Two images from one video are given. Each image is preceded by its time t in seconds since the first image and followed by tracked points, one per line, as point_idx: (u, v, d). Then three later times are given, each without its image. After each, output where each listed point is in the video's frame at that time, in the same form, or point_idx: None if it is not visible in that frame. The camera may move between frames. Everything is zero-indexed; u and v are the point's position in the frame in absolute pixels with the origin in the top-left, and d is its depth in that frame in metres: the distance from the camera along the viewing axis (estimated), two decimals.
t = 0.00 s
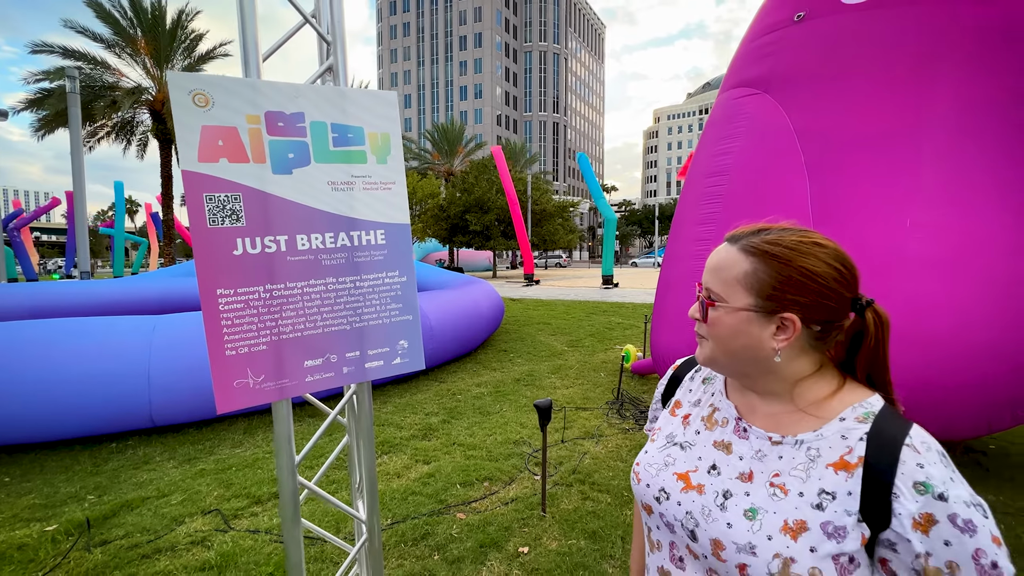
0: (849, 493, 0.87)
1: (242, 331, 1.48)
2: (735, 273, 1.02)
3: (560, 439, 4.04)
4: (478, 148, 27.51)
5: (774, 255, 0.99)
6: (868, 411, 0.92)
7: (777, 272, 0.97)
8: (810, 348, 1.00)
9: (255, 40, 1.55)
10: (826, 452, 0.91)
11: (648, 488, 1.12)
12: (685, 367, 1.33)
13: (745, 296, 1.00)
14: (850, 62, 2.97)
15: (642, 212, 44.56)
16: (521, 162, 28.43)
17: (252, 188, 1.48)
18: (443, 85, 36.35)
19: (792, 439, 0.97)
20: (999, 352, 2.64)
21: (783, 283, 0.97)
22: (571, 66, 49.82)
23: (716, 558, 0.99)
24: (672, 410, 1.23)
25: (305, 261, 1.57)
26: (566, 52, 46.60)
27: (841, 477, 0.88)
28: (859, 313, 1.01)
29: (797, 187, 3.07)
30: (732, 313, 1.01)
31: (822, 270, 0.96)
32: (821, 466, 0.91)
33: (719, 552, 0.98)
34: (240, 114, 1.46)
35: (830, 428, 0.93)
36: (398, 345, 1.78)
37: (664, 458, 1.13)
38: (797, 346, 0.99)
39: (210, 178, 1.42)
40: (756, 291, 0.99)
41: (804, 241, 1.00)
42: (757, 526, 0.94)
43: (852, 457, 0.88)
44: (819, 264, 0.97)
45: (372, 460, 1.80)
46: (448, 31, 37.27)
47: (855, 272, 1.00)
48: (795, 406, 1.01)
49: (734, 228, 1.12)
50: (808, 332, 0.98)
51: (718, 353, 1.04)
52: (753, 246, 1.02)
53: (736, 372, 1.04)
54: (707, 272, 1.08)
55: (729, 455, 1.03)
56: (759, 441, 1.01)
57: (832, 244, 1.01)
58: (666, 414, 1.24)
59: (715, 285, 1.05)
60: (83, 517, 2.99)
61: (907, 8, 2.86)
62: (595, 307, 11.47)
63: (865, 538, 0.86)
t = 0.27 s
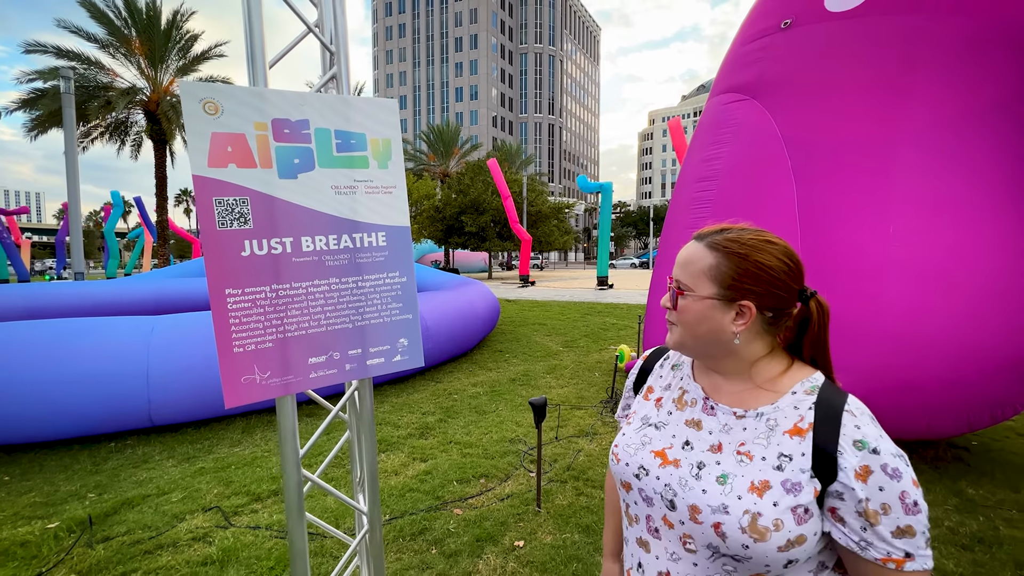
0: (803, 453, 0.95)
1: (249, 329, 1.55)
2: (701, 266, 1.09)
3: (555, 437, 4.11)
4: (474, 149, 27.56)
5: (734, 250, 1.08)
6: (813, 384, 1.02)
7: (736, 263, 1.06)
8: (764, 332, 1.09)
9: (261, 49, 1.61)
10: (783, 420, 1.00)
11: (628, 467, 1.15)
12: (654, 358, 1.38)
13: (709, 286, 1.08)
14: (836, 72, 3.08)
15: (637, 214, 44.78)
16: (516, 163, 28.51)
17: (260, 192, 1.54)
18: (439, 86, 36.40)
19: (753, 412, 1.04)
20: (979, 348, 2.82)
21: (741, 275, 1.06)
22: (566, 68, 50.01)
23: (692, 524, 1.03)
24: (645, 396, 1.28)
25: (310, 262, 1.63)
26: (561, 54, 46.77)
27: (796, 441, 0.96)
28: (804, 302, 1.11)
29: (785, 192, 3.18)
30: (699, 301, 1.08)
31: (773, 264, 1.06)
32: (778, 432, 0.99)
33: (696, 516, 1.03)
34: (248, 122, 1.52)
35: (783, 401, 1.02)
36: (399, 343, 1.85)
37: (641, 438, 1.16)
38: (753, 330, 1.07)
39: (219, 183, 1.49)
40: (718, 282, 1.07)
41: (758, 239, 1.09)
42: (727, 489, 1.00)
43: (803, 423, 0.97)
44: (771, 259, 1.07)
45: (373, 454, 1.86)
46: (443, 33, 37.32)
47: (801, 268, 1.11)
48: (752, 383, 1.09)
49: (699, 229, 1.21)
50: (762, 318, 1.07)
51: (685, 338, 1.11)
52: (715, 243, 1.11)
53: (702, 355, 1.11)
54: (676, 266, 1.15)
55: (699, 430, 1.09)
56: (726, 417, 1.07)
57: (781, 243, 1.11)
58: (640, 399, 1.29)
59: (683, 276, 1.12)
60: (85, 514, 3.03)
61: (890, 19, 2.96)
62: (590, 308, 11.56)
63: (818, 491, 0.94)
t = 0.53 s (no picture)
0: (751, 435, 1.00)
1: (250, 330, 1.59)
2: (675, 265, 1.14)
3: (551, 438, 4.16)
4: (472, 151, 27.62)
5: (705, 252, 1.13)
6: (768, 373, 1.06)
7: (707, 262, 1.12)
8: (729, 326, 1.14)
9: (263, 57, 1.65)
10: (737, 405, 1.04)
11: (603, 447, 1.21)
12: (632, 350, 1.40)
13: (682, 284, 1.13)
14: (826, 79, 3.15)
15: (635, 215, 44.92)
16: (514, 165, 28.59)
17: (261, 197, 1.59)
18: (437, 88, 36.47)
19: (713, 399, 1.08)
20: (965, 351, 2.89)
21: (711, 274, 1.11)
22: (564, 70, 50.19)
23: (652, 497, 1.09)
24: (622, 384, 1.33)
25: (310, 265, 1.68)
26: (559, 57, 46.93)
27: (745, 423, 1.01)
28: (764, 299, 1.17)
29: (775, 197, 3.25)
30: (673, 298, 1.13)
31: (739, 265, 1.12)
32: (732, 416, 1.04)
33: (657, 490, 1.08)
34: (251, 128, 1.56)
35: (740, 389, 1.06)
36: (397, 343, 1.89)
37: (616, 421, 1.22)
38: (721, 324, 1.12)
39: (222, 188, 1.53)
40: (691, 280, 1.12)
41: (726, 242, 1.15)
42: (683, 466, 1.05)
43: (753, 409, 1.02)
44: (737, 260, 1.13)
45: (371, 453, 1.90)
46: (441, 35, 37.42)
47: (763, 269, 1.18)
48: (717, 372, 1.13)
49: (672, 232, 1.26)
50: (728, 313, 1.12)
51: (659, 332, 1.16)
52: (688, 244, 1.16)
53: (675, 348, 1.15)
54: (652, 266, 1.19)
55: (664, 415, 1.14)
56: (688, 403, 1.12)
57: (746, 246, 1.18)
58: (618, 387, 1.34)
59: (659, 274, 1.16)
60: (85, 514, 3.06)
61: (878, 26, 3.02)
62: (588, 309, 11.62)
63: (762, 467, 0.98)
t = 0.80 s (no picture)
0: (709, 419, 1.03)
1: (246, 331, 1.62)
2: (654, 264, 1.17)
3: (547, 439, 4.18)
4: (471, 153, 27.71)
5: (681, 251, 1.17)
6: (727, 364, 1.10)
7: (682, 261, 1.16)
8: (699, 321, 1.18)
9: (258, 63, 1.69)
10: (698, 391, 1.08)
11: (578, 434, 1.24)
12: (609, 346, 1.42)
13: (661, 282, 1.16)
14: (817, 85, 3.19)
15: (634, 217, 44.99)
16: (514, 167, 28.65)
17: (256, 201, 1.62)
18: (436, 90, 36.57)
19: (677, 387, 1.12)
20: (955, 354, 2.92)
21: (687, 271, 1.15)
22: (563, 72, 50.34)
23: (621, 478, 1.12)
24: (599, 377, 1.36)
25: (304, 267, 1.71)
26: (558, 59, 47.07)
27: (704, 408, 1.05)
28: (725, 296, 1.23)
29: (767, 201, 3.29)
30: (653, 294, 1.16)
31: (710, 263, 1.17)
32: (693, 402, 1.08)
33: (625, 471, 1.11)
34: (246, 133, 1.60)
35: (701, 378, 1.10)
36: (390, 344, 1.92)
37: (592, 409, 1.25)
38: (693, 318, 1.17)
39: (218, 191, 1.56)
40: (669, 277, 1.15)
41: (697, 242, 1.20)
42: (648, 448, 1.08)
43: (711, 395, 1.05)
44: (708, 258, 1.18)
45: (366, 452, 1.94)
46: (441, 37, 37.53)
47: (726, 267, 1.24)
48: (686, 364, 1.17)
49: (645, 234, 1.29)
50: (699, 308, 1.17)
51: (637, 327, 1.18)
52: (663, 244, 1.19)
53: (653, 343, 1.18)
54: (630, 265, 1.21)
55: (633, 402, 1.17)
56: (655, 392, 1.15)
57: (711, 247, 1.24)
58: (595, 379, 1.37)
59: (637, 273, 1.19)
60: (84, 514, 3.08)
61: (868, 30, 3.06)
62: (586, 311, 11.65)
63: (719, 448, 1.01)
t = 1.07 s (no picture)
0: (670, 403, 1.10)
1: (233, 330, 1.63)
2: (648, 261, 1.20)
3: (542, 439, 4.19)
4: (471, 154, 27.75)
5: (665, 249, 1.24)
6: (689, 354, 1.18)
7: (670, 256, 1.23)
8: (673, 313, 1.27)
9: (245, 65, 1.70)
10: (662, 379, 1.15)
11: (554, 423, 1.31)
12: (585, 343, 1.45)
13: (657, 277, 1.20)
14: (808, 86, 3.20)
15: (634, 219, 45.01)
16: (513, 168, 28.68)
17: (243, 201, 1.63)
18: (436, 92, 36.62)
19: (644, 375, 1.19)
20: (945, 355, 2.93)
21: (673, 267, 1.23)
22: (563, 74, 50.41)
23: (590, 462, 1.18)
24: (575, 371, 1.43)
25: (291, 267, 1.72)
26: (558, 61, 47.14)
27: (666, 394, 1.11)
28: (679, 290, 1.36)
29: (758, 202, 3.30)
30: (652, 290, 1.19)
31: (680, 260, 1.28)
32: (657, 388, 1.14)
33: (593, 455, 1.18)
34: (233, 134, 1.61)
35: (666, 366, 1.17)
36: (378, 344, 1.93)
37: (567, 400, 1.32)
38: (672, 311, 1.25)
39: (205, 192, 1.57)
40: (664, 273, 1.21)
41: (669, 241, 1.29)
42: (615, 432, 1.15)
43: (673, 381, 1.12)
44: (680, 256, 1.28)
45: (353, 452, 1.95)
46: (441, 39, 37.61)
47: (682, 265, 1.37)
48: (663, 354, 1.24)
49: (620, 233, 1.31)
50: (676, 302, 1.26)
51: (636, 323, 1.19)
52: (649, 242, 1.24)
53: (651, 338, 1.21)
54: (625, 262, 1.21)
55: (604, 391, 1.24)
56: (624, 381, 1.22)
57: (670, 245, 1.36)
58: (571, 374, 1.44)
59: (633, 272, 1.20)
60: (77, 514, 3.09)
61: (858, 31, 3.07)
62: (585, 312, 11.66)
63: (679, 430, 1.08)
